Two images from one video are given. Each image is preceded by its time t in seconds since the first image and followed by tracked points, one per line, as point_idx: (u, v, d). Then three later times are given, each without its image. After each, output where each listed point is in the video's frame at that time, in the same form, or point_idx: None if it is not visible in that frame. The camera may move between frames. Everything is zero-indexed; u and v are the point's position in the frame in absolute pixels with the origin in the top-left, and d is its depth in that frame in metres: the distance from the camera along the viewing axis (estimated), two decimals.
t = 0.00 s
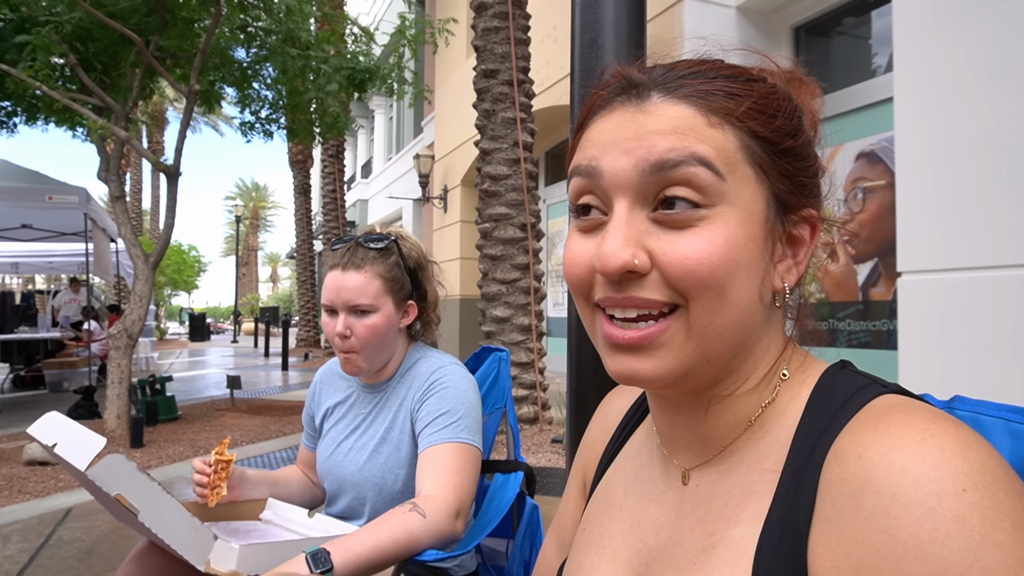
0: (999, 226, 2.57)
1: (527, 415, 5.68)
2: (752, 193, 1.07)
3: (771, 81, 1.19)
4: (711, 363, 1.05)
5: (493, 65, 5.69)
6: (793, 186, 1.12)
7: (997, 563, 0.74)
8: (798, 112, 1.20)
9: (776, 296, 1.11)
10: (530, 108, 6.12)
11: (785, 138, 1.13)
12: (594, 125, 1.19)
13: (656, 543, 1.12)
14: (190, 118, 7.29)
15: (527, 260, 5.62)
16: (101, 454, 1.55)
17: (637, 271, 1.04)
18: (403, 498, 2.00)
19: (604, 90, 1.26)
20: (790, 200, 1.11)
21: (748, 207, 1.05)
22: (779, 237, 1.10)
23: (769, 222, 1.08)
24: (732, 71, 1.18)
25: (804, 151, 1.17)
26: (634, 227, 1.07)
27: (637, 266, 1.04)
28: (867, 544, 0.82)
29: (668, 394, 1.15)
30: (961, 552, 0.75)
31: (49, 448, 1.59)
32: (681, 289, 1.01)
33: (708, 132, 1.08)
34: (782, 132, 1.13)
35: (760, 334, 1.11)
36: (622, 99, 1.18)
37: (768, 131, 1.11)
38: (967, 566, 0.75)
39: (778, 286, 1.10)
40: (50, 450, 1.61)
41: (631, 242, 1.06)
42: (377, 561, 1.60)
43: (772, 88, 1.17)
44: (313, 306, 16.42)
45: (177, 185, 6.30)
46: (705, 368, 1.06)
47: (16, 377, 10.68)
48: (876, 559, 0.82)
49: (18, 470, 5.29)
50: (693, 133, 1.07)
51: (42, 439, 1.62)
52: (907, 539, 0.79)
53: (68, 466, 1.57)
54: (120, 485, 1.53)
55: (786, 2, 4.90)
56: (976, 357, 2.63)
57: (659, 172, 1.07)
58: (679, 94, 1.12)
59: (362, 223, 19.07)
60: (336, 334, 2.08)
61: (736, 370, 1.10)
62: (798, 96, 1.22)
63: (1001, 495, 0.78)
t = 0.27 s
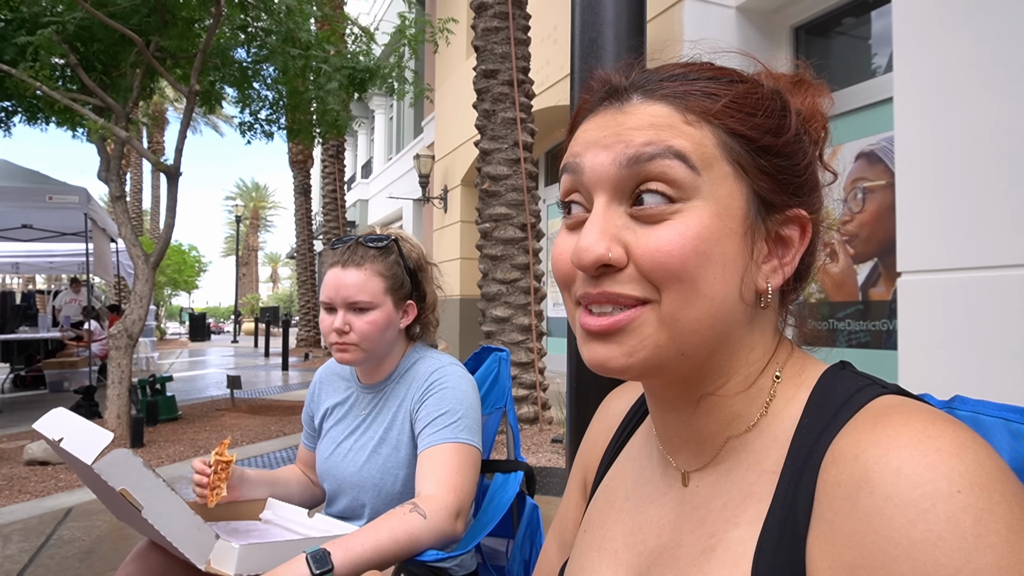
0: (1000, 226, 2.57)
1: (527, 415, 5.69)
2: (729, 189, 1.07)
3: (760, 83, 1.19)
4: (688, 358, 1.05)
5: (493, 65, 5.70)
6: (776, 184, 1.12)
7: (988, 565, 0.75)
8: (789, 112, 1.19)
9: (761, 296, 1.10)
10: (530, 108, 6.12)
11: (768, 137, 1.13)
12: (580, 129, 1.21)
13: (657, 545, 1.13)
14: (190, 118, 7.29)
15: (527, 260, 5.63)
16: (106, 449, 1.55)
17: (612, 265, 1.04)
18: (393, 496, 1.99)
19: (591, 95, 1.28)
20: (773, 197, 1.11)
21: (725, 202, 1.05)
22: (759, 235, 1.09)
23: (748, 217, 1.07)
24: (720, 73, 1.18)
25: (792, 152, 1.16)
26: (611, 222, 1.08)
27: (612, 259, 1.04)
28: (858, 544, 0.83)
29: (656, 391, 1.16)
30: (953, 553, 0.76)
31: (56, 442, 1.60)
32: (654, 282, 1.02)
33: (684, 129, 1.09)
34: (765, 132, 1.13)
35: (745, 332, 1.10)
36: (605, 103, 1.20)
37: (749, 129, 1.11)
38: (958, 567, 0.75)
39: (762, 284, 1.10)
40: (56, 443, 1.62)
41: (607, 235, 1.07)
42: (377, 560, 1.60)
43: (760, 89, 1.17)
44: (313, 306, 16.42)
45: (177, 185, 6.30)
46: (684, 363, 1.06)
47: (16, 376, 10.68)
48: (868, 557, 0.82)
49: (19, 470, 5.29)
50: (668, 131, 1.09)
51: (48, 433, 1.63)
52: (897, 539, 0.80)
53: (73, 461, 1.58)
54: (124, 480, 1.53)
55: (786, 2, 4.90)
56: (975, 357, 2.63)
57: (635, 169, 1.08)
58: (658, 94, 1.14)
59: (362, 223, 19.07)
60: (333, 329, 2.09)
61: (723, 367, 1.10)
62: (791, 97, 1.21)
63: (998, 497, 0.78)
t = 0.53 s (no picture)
0: (1000, 226, 2.57)
1: (527, 415, 5.69)
2: (726, 196, 1.06)
3: (753, 80, 1.18)
4: (692, 366, 1.05)
5: (493, 65, 5.70)
6: (771, 187, 1.11)
7: (974, 560, 0.74)
8: (783, 110, 1.18)
9: (760, 298, 1.10)
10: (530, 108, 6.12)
11: (762, 140, 1.12)
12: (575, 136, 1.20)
13: (657, 545, 1.12)
14: (190, 117, 7.29)
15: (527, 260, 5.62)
16: (101, 456, 1.54)
17: (614, 277, 1.04)
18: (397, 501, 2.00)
19: (583, 99, 1.26)
20: (769, 200, 1.10)
21: (723, 209, 1.05)
22: (758, 240, 1.09)
23: (745, 223, 1.07)
24: (712, 74, 1.17)
25: (786, 153, 1.15)
26: (610, 234, 1.07)
27: (613, 272, 1.04)
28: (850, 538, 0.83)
29: (658, 395, 1.16)
30: (939, 547, 0.76)
31: (49, 449, 1.60)
32: (655, 295, 1.02)
33: (678, 137, 1.07)
34: (759, 134, 1.12)
35: (745, 336, 1.10)
36: (599, 109, 1.18)
37: (743, 134, 1.10)
38: (942, 561, 0.75)
39: (761, 287, 1.10)
40: (50, 451, 1.62)
41: (608, 247, 1.06)
42: (377, 561, 1.60)
43: (752, 89, 1.16)
44: (313, 307, 16.42)
45: (177, 185, 6.30)
46: (686, 373, 1.06)
47: (16, 376, 10.69)
48: (858, 552, 0.82)
49: (19, 470, 5.29)
50: (662, 139, 1.07)
51: (42, 441, 1.62)
52: (886, 533, 0.80)
53: (68, 468, 1.57)
54: (120, 486, 1.53)
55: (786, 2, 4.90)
56: (975, 357, 2.63)
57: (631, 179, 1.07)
58: (651, 100, 1.12)
59: (362, 223, 19.07)
60: (334, 336, 2.08)
61: (723, 373, 1.10)
62: (784, 94, 1.20)
63: (990, 493, 0.77)
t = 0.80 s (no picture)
0: (999, 226, 2.57)
1: (527, 415, 5.69)
2: (722, 200, 1.06)
3: (746, 77, 1.16)
4: (693, 371, 1.06)
5: (493, 65, 5.70)
6: (767, 187, 1.11)
7: (961, 556, 0.74)
8: (778, 105, 1.17)
9: (758, 299, 1.10)
10: (530, 108, 6.12)
11: (756, 140, 1.12)
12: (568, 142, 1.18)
13: (655, 544, 1.12)
14: (190, 118, 7.29)
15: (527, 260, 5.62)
16: (104, 451, 1.54)
17: (612, 286, 1.05)
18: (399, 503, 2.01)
19: (576, 103, 1.26)
20: (765, 201, 1.10)
21: (720, 215, 1.05)
22: (755, 243, 1.09)
23: (742, 226, 1.07)
24: (704, 73, 1.16)
25: (781, 151, 1.14)
26: (607, 241, 1.08)
27: (612, 281, 1.05)
28: (842, 534, 0.84)
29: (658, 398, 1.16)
30: (926, 541, 0.76)
31: (54, 445, 1.60)
32: (654, 302, 1.03)
33: (671, 143, 1.06)
34: (754, 135, 1.12)
35: (744, 337, 1.10)
36: (591, 113, 1.17)
37: (738, 136, 1.10)
38: (927, 556, 0.75)
39: (758, 288, 1.10)
40: (54, 446, 1.62)
41: (606, 257, 1.06)
42: (378, 560, 1.60)
43: (746, 87, 1.14)
44: (312, 307, 16.41)
45: (177, 185, 6.30)
46: (686, 379, 1.07)
47: (16, 376, 10.68)
48: (850, 547, 0.83)
49: (18, 470, 5.29)
50: (656, 145, 1.06)
51: (48, 436, 1.62)
52: (877, 529, 0.80)
53: (71, 464, 1.58)
54: (121, 482, 1.52)
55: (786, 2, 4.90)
56: (973, 357, 2.64)
57: (624, 187, 1.06)
58: (644, 105, 1.11)
59: (362, 223, 19.07)
60: (336, 328, 2.09)
61: (722, 376, 1.10)
62: (778, 88, 1.18)
63: (981, 491, 0.77)
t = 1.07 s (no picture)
0: (998, 226, 2.57)
1: (527, 415, 5.68)
2: (721, 196, 1.05)
3: (749, 76, 1.16)
4: (692, 368, 1.05)
5: (493, 65, 5.70)
6: (768, 185, 1.10)
7: (962, 549, 0.74)
8: (782, 103, 1.16)
9: (761, 297, 1.10)
10: (530, 108, 6.12)
11: (757, 138, 1.11)
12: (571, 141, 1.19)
13: (652, 536, 1.12)
14: (190, 118, 7.29)
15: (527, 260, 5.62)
16: (104, 453, 1.55)
17: (611, 282, 1.04)
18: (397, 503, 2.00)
19: (579, 103, 1.26)
20: (767, 198, 1.09)
21: (720, 212, 1.05)
22: (756, 241, 1.08)
23: (742, 223, 1.06)
24: (706, 72, 1.16)
25: (783, 149, 1.13)
26: (606, 238, 1.07)
27: (610, 277, 1.04)
28: (846, 526, 0.83)
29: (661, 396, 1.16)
30: (926, 534, 0.76)
31: (52, 446, 1.59)
32: (651, 298, 1.02)
33: (670, 140, 1.06)
34: (755, 132, 1.11)
35: (746, 336, 1.09)
36: (593, 112, 1.17)
37: (737, 133, 1.09)
38: (926, 549, 0.75)
39: (760, 287, 1.09)
40: (52, 448, 1.61)
41: (605, 253, 1.06)
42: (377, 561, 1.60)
43: (748, 85, 1.14)
44: (312, 307, 16.41)
45: (177, 185, 6.30)
46: (685, 376, 1.06)
47: (16, 376, 10.68)
48: (853, 539, 0.82)
49: (18, 470, 5.29)
50: (655, 142, 1.06)
51: (45, 437, 1.61)
52: (880, 522, 0.80)
53: (69, 465, 1.57)
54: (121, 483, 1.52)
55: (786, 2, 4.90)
56: (972, 356, 2.64)
57: (623, 183, 1.06)
58: (644, 103, 1.11)
59: (362, 223, 19.07)
60: (336, 335, 2.07)
61: (724, 374, 1.10)
62: (782, 86, 1.18)
63: (985, 486, 0.77)
